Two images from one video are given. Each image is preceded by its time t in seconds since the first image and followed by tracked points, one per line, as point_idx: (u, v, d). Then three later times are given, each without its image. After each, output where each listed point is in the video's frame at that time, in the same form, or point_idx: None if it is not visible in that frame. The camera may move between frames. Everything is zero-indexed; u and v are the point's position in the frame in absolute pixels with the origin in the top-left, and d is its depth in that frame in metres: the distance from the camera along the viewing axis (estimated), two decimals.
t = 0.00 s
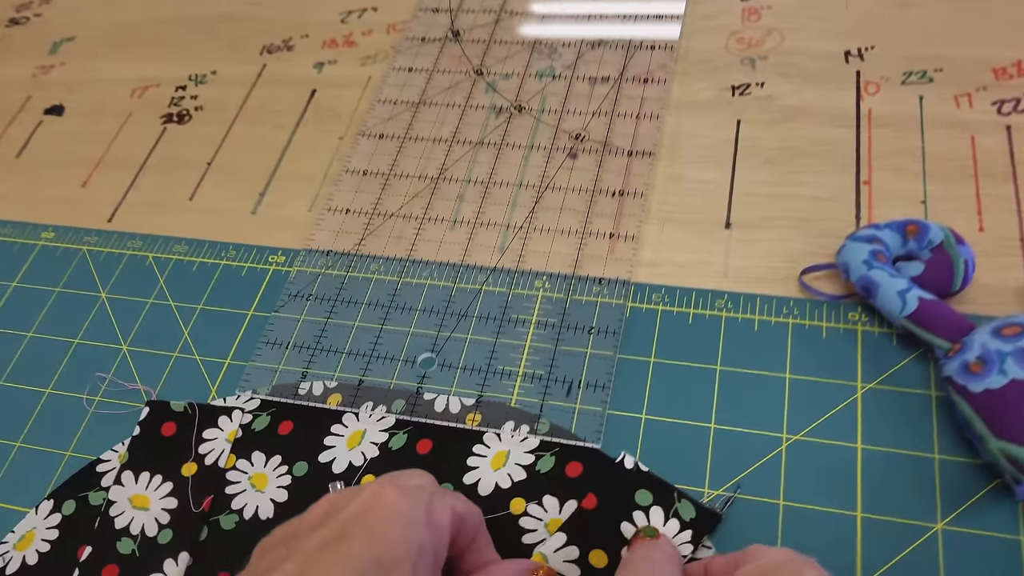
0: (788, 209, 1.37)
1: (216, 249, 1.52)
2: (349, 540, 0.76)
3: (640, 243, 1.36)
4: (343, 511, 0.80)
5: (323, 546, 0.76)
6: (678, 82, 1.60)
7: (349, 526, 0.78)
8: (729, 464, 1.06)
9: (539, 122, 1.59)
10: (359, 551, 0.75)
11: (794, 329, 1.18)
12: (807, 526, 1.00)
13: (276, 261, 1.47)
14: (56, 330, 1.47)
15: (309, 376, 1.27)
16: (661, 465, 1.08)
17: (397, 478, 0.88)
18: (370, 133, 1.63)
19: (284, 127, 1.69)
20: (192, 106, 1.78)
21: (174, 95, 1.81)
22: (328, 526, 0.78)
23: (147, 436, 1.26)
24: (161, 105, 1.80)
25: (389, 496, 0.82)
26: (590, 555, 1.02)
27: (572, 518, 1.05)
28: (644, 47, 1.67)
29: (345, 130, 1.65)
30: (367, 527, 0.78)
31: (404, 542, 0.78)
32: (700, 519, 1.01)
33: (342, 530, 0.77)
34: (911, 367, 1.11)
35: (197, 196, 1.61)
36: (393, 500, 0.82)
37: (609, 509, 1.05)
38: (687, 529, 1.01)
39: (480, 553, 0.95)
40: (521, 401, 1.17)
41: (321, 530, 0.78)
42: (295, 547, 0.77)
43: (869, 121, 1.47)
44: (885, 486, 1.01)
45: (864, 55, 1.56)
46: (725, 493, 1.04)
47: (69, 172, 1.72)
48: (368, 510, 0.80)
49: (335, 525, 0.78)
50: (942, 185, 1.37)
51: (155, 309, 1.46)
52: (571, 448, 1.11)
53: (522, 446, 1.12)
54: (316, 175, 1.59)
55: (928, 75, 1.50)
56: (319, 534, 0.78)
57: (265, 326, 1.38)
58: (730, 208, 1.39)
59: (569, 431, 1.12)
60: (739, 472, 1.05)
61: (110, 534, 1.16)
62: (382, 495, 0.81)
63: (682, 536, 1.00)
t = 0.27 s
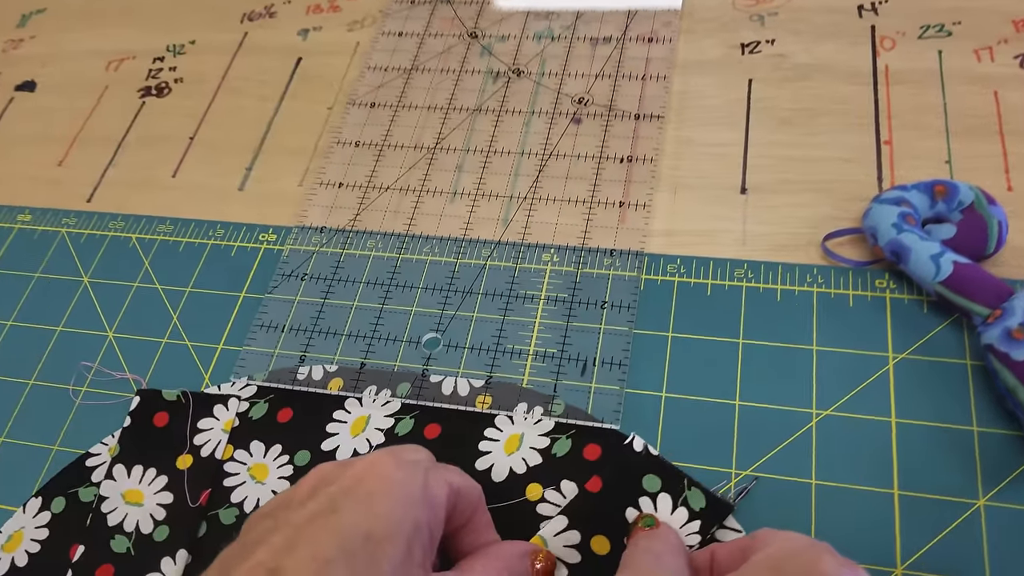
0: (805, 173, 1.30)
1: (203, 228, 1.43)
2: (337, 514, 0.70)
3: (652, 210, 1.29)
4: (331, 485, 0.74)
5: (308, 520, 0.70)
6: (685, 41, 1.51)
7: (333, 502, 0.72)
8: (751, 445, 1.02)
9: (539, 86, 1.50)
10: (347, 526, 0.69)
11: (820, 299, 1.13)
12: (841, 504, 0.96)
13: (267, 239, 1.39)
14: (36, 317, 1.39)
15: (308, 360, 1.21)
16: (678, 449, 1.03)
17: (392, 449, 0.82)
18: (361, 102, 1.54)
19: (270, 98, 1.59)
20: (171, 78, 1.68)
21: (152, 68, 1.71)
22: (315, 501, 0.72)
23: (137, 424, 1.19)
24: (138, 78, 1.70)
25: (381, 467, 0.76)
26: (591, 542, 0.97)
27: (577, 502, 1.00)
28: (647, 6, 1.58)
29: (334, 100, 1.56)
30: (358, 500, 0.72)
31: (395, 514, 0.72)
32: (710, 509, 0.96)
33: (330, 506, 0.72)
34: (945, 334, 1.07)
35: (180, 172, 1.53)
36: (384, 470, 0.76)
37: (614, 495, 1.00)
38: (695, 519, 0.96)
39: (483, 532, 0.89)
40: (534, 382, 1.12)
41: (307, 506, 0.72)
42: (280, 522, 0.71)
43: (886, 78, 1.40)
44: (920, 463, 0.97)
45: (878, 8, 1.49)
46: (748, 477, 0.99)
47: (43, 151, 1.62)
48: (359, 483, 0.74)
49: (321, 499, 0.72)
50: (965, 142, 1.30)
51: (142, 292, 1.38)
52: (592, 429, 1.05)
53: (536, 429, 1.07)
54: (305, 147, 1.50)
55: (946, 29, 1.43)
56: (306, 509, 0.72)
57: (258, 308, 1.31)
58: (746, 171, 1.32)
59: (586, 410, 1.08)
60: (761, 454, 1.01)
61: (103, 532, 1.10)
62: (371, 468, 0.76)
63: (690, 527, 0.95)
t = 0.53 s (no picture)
0: (818, 139, 1.24)
1: (188, 209, 1.36)
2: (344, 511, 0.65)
3: (659, 180, 1.23)
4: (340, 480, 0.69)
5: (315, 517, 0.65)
6: (688, 5, 1.45)
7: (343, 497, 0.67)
8: (771, 425, 0.98)
9: (536, 53, 1.42)
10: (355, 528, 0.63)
11: (837, 272, 1.09)
12: (865, 484, 0.92)
13: (255, 220, 1.32)
14: (14, 306, 1.32)
15: (303, 346, 1.15)
16: (694, 431, 0.99)
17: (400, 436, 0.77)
18: (349, 74, 1.46)
19: (253, 72, 1.51)
20: (149, 53, 1.59)
21: (128, 42, 1.62)
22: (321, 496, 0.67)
23: (128, 418, 1.13)
24: (113, 53, 1.61)
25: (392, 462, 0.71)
26: (607, 531, 0.93)
27: (590, 490, 0.96)
28: None
29: (321, 72, 1.48)
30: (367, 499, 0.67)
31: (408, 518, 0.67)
32: (729, 493, 0.93)
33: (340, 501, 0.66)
34: (969, 305, 1.03)
35: (162, 151, 1.45)
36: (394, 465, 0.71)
37: (629, 480, 0.96)
38: (715, 504, 0.93)
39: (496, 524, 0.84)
40: (542, 363, 1.07)
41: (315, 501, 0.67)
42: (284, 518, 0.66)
43: (898, 40, 1.34)
44: (948, 441, 0.94)
45: None
46: (768, 458, 0.96)
47: (15, 131, 1.53)
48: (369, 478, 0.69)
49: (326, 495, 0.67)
50: (981, 106, 1.25)
51: (125, 278, 1.31)
52: (604, 413, 1.01)
53: (545, 412, 1.02)
54: (293, 123, 1.43)
55: None
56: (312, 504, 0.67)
57: (249, 292, 1.24)
58: (755, 140, 1.26)
59: (597, 391, 1.03)
60: (782, 435, 0.97)
61: (93, 531, 1.05)
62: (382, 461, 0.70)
63: (710, 512, 0.92)
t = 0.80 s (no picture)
0: (826, 108, 1.19)
1: (169, 189, 1.30)
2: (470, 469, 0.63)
3: (663, 153, 1.18)
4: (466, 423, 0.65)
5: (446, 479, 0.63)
6: None
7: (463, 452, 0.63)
8: (785, 408, 0.94)
9: (530, 21, 1.35)
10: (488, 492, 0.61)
11: (849, 247, 1.05)
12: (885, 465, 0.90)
13: (239, 199, 1.26)
14: None
15: (294, 331, 1.10)
16: (705, 414, 0.96)
17: (428, 362, 0.73)
18: (335, 46, 1.39)
19: (235, 46, 1.44)
20: (125, 27, 1.51)
21: (102, 15, 1.54)
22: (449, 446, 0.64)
23: (108, 410, 1.07)
24: (86, 27, 1.53)
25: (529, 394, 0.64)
26: (615, 517, 0.84)
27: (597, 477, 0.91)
28: None
29: (306, 44, 1.41)
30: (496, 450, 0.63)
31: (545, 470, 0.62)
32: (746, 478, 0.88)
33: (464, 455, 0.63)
34: (986, 279, 1.00)
35: (140, 129, 1.38)
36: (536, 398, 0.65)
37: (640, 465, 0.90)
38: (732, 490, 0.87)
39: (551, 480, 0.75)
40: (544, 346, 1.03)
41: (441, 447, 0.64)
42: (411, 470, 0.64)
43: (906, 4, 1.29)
44: (969, 420, 0.91)
45: None
46: (783, 442, 0.92)
47: None
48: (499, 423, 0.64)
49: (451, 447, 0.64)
50: (992, 72, 1.21)
51: (104, 262, 1.25)
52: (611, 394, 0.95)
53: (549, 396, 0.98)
54: (276, 98, 1.36)
55: None
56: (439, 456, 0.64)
57: (235, 275, 1.19)
58: (760, 110, 1.20)
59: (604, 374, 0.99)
60: (796, 416, 0.94)
61: (76, 528, 1.00)
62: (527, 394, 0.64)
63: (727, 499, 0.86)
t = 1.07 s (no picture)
0: (835, 86, 1.15)
1: (155, 175, 1.25)
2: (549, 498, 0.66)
3: (667, 134, 1.13)
4: (556, 454, 0.68)
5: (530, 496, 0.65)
6: None
7: (545, 475, 0.66)
8: (795, 398, 0.92)
9: None
10: (567, 529, 0.64)
11: (861, 228, 1.02)
12: (902, 456, 0.88)
13: (228, 184, 1.21)
14: None
15: (285, 321, 1.05)
16: (714, 405, 0.93)
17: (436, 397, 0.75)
18: (325, 25, 1.34)
19: (220, 26, 1.38)
20: (107, 7, 1.45)
21: None
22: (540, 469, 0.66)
23: (93, 403, 1.02)
24: (66, 6, 1.46)
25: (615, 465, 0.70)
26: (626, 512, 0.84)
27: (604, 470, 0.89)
28: None
29: (294, 23, 1.36)
30: (578, 484, 0.67)
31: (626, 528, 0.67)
32: (757, 472, 0.86)
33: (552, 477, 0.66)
34: (1002, 263, 0.97)
35: (124, 113, 1.32)
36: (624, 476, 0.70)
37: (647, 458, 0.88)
38: (743, 485, 0.85)
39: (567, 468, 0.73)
40: (547, 334, 0.99)
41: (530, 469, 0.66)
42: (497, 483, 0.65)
43: None
44: (986, 411, 0.89)
45: None
46: (796, 433, 0.90)
47: None
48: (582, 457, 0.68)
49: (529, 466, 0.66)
50: (1005, 49, 1.17)
51: (88, 250, 1.20)
52: (617, 386, 0.93)
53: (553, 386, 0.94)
54: (264, 79, 1.30)
55: None
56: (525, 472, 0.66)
57: (224, 263, 1.14)
58: (766, 89, 1.16)
59: (610, 362, 0.96)
60: (808, 408, 0.91)
61: (61, 528, 0.96)
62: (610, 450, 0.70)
63: (738, 494, 0.85)
